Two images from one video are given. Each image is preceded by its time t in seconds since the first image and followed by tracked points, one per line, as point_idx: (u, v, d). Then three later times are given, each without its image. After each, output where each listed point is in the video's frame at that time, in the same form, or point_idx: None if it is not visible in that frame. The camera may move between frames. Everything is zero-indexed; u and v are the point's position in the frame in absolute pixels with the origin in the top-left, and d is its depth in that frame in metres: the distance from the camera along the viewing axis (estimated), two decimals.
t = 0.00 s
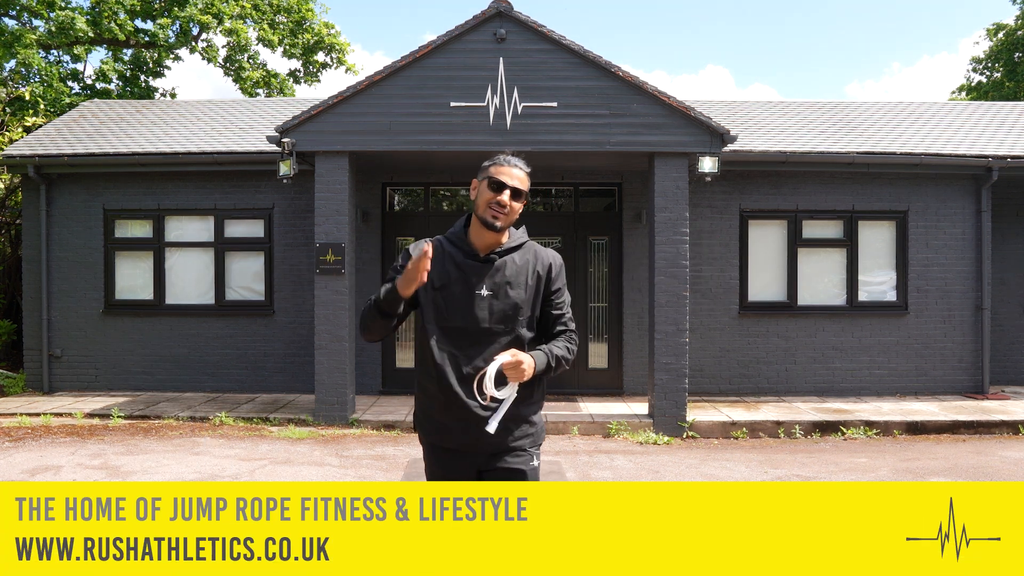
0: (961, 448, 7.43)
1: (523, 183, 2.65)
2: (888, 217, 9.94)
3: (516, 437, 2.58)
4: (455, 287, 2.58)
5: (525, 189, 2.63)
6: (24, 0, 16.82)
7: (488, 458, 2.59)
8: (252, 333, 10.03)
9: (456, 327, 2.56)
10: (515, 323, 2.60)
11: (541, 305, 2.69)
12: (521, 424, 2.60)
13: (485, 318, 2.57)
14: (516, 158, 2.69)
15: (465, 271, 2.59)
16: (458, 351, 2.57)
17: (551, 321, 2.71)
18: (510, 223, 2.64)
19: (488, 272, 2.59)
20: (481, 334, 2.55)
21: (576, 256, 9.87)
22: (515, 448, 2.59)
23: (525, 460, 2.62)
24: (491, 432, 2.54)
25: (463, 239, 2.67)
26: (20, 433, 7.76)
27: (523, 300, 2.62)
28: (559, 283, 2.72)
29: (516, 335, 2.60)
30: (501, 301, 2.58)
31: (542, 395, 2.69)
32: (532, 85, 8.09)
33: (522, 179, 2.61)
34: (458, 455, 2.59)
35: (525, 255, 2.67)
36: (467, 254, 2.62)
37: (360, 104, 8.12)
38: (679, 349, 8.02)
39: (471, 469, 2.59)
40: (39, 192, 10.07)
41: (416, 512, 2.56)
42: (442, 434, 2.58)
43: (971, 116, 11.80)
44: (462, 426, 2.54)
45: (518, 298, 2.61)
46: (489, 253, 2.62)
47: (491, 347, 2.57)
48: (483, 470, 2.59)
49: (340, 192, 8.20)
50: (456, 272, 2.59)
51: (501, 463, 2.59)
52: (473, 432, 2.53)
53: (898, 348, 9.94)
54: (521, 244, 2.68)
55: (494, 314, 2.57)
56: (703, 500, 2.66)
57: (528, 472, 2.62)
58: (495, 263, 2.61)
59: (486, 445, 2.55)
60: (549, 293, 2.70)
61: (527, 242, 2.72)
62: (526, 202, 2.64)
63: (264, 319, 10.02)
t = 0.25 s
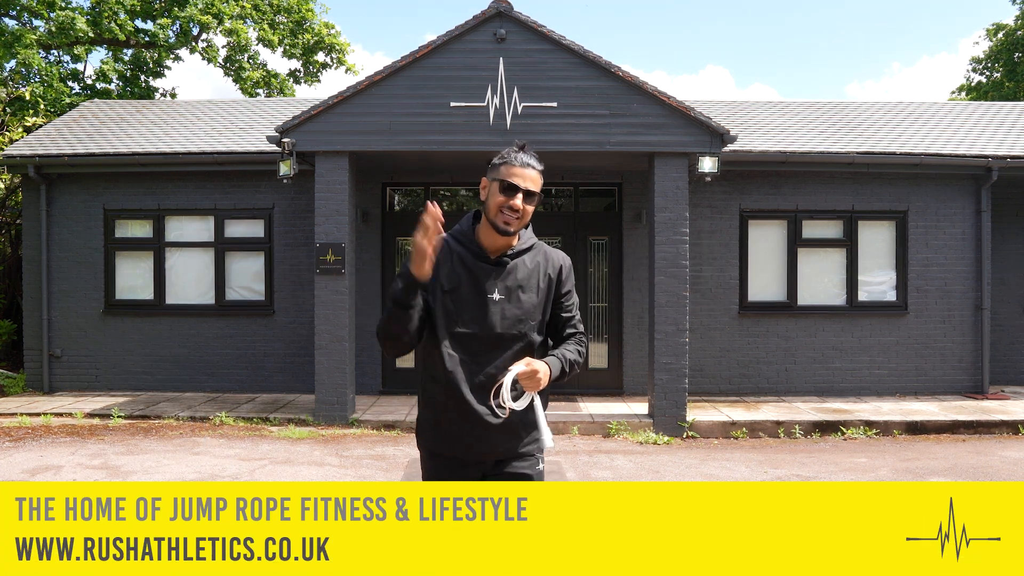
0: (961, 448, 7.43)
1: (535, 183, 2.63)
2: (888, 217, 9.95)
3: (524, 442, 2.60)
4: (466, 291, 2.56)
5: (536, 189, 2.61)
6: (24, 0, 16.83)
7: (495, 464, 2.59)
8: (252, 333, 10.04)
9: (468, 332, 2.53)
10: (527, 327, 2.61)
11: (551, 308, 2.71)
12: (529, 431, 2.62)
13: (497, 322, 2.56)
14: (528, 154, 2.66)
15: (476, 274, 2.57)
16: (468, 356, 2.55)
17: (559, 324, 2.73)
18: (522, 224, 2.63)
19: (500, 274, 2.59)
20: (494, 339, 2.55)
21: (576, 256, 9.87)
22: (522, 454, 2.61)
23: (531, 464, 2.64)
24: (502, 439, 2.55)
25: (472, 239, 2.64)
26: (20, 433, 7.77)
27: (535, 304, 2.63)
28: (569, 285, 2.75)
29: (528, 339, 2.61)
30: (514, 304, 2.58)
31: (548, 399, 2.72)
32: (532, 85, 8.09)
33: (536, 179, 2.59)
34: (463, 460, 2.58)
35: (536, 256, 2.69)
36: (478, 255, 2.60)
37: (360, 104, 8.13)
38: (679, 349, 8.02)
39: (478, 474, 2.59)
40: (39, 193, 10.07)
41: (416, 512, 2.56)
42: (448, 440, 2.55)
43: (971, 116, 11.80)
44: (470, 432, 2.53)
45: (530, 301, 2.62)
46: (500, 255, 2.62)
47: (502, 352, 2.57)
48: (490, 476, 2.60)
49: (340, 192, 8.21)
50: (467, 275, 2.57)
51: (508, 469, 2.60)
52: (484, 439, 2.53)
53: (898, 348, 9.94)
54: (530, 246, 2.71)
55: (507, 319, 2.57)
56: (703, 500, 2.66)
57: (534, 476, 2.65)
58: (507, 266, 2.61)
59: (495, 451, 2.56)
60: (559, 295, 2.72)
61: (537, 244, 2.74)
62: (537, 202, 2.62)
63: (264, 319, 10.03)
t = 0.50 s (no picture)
0: (961, 448, 7.43)
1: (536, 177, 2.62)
2: (888, 217, 9.95)
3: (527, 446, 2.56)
4: (475, 293, 2.54)
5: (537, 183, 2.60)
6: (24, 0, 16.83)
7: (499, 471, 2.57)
8: (252, 333, 10.04)
9: (476, 335, 2.51)
10: (534, 328, 2.59)
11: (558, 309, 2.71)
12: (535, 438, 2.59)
13: (507, 323, 2.53)
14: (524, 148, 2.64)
15: (484, 275, 2.56)
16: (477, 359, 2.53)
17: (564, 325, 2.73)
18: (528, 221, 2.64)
19: (509, 274, 2.59)
20: (502, 341, 2.52)
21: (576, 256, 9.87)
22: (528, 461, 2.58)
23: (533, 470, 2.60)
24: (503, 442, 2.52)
25: (480, 239, 2.64)
26: (20, 433, 7.77)
27: (543, 305, 2.62)
28: (575, 286, 2.76)
29: (535, 340, 2.60)
30: (522, 304, 2.57)
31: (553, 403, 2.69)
32: (532, 85, 8.09)
33: (537, 175, 2.58)
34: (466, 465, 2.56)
35: (543, 256, 2.69)
36: (486, 255, 2.60)
37: (360, 104, 8.13)
38: (679, 349, 8.02)
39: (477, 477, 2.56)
40: (39, 193, 10.07)
41: (416, 512, 2.55)
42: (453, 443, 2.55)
43: (971, 116, 11.80)
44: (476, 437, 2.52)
45: (538, 302, 2.61)
46: (509, 254, 2.62)
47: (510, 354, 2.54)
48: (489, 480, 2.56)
49: (340, 192, 8.21)
50: (476, 277, 2.55)
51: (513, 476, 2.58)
52: (483, 439, 2.52)
53: (898, 348, 9.94)
54: (539, 246, 2.70)
55: (516, 320, 2.55)
56: (703, 500, 2.67)
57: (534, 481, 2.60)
58: (513, 266, 2.61)
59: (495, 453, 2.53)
60: (565, 296, 2.73)
61: (545, 243, 2.74)
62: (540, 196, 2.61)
63: (264, 319, 10.02)
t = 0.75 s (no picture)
0: (961, 449, 7.43)
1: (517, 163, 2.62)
2: (888, 217, 9.94)
3: (526, 453, 2.53)
4: (463, 284, 2.56)
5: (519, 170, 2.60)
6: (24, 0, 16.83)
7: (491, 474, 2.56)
8: (252, 333, 10.03)
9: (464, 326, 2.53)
10: (525, 321, 2.54)
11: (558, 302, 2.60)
12: (531, 442, 2.55)
13: (493, 314, 2.53)
14: (507, 138, 2.66)
15: (473, 266, 2.57)
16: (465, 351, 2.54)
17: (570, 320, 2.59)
18: (516, 208, 2.62)
19: (498, 264, 2.57)
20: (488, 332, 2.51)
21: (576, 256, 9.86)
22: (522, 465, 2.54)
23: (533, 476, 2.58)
24: (500, 448, 2.52)
25: (473, 231, 2.66)
26: (20, 433, 7.76)
27: (536, 297, 2.56)
28: (580, 278, 2.62)
29: (527, 333, 2.54)
30: (512, 296, 2.54)
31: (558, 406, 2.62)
32: (531, 85, 8.09)
33: (514, 159, 2.57)
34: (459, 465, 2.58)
35: (540, 247, 2.61)
36: (477, 246, 2.62)
37: (359, 104, 8.12)
38: (679, 350, 8.02)
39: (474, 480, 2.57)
40: (39, 192, 10.06)
41: (416, 512, 2.56)
42: (447, 443, 2.57)
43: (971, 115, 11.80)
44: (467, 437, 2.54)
45: (530, 293, 2.55)
46: (499, 244, 2.61)
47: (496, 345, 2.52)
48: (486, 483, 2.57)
49: (340, 192, 8.20)
50: (465, 267, 2.59)
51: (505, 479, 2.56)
52: (481, 444, 2.52)
53: (898, 348, 9.94)
54: (536, 236, 2.63)
55: (504, 311, 2.53)
56: (704, 500, 2.66)
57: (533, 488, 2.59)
58: (504, 255, 2.58)
59: (493, 459, 2.53)
60: (569, 289, 2.61)
61: (544, 234, 2.66)
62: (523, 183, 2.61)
63: (264, 319, 10.02)
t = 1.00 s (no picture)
0: (961, 448, 7.43)
1: (518, 165, 2.64)
2: (888, 217, 9.94)
3: (523, 457, 2.47)
4: (460, 285, 2.58)
5: (519, 172, 2.62)
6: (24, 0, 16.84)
7: (487, 477, 2.50)
8: (252, 334, 10.03)
9: (460, 327, 2.55)
10: (519, 319, 2.51)
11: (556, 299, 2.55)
12: (528, 445, 2.48)
13: (488, 313, 2.52)
14: (511, 140, 2.70)
15: (470, 267, 2.59)
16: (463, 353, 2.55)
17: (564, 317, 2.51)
18: (516, 210, 2.64)
19: (494, 264, 2.57)
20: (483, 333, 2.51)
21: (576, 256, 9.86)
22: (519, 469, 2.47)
23: (530, 482, 2.51)
24: (497, 450, 2.47)
25: (474, 234, 2.68)
26: (20, 433, 7.76)
27: (530, 295, 2.53)
28: (575, 275, 2.57)
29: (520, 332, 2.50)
30: (506, 295, 2.53)
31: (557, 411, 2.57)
32: (532, 85, 8.09)
33: (514, 161, 2.61)
34: (455, 468, 2.53)
35: (537, 245, 2.61)
36: (476, 247, 2.64)
37: (360, 104, 8.12)
38: (679, 350, 8.02)
39: (470, 485, 2.51)
40: (39, 193, 10.06)
41: (417, 545, 2.63)
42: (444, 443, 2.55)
43: (971, 115, 11.80)
44: (464, 438, 2.50)
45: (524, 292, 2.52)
46: (497, 244, 2.61)
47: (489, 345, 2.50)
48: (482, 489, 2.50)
49: (340, 192, 8.21)
50: (462, 268, 2.60)
51: (503, 484, 2.49)
52: (478, 445, 2.48)
53: (898, 348, 9.94)
54: (534, 235, 2.63)
55: (499, 311, 2.52)
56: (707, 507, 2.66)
57: (531, 495, 2.51)
58: (500, 253, 2.58)
59: (488, 461, 2.47)
60: (563, 286, 2.56)
61: (543, 232, 2.65)
62: (523, 184, 2.63)
63: (264, 319, 10.02)
